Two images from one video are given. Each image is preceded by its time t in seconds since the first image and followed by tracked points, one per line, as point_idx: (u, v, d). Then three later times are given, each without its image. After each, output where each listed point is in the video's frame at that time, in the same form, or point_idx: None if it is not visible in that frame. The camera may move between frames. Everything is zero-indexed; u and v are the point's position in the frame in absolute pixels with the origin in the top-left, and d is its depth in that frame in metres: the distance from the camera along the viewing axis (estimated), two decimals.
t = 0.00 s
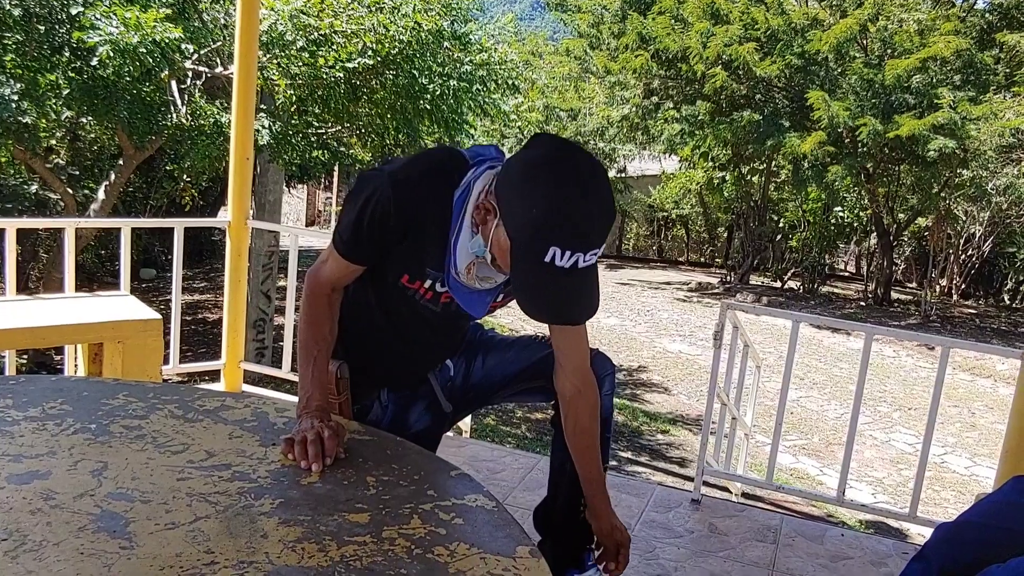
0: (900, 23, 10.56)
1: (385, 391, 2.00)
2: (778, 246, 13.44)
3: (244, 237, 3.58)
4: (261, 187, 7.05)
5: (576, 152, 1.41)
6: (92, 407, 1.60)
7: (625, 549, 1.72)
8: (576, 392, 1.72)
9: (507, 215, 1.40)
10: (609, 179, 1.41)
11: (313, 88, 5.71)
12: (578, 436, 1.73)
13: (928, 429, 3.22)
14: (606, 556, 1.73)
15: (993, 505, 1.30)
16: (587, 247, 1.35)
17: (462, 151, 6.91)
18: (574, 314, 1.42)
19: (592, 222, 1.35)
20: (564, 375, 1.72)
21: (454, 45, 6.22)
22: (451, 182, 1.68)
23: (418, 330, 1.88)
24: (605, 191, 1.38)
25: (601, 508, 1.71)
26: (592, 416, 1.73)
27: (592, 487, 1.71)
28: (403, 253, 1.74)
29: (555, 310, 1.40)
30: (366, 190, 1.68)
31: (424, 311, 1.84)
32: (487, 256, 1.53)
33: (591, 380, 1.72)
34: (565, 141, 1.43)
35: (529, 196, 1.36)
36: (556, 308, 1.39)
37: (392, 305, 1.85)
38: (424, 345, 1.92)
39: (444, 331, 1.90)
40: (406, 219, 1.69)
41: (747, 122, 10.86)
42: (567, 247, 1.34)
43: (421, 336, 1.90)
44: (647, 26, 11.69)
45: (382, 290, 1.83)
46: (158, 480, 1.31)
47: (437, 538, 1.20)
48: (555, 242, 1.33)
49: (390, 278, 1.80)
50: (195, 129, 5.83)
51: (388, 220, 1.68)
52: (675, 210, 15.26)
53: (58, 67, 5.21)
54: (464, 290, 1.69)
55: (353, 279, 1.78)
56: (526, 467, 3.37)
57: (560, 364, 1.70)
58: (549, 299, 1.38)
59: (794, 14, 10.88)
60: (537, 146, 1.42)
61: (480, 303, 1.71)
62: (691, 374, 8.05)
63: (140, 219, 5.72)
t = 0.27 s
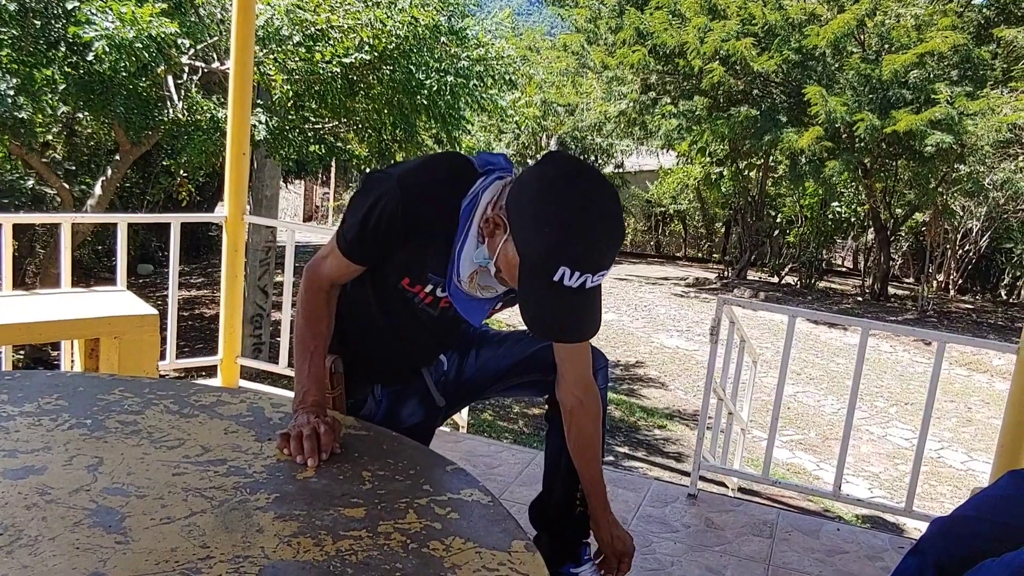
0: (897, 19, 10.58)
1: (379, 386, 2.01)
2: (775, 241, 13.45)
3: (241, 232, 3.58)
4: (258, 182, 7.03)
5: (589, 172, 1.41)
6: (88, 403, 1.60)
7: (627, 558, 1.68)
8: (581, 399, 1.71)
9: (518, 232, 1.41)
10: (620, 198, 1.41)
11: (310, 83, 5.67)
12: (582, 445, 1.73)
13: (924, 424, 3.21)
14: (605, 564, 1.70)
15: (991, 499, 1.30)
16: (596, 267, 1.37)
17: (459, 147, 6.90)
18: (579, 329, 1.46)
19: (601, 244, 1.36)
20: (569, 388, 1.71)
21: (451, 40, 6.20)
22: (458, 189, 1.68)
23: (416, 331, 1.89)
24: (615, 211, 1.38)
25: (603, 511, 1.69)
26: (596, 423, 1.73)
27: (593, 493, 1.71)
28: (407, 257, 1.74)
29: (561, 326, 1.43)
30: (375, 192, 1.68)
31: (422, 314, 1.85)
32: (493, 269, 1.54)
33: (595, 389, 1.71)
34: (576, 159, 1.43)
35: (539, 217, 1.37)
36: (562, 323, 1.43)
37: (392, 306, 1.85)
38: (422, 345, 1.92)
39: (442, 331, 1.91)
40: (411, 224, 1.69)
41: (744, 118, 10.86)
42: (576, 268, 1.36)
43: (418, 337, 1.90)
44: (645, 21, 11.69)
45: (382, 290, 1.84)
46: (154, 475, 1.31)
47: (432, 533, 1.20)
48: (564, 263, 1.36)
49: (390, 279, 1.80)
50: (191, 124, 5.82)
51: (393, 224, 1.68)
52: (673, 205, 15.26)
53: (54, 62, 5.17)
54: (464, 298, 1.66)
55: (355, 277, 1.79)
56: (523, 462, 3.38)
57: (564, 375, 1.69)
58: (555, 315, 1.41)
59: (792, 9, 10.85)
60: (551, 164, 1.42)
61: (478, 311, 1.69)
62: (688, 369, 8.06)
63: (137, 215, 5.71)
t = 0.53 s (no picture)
0: (894, 14, 10.58)
1: (378, 381, 2.00)
2: (772, 237, 13.46)
3: (238, 228, 3.57)
4: (255, 179, 7.02)
5: (595, 166, 1.42)
6: (84, 399, 1.60)
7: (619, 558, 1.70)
8: (576, 394, 1.72)
9: (524, 225, 1.42)
10: (625, 191, 1.43)
11: (306, 80, 5.67)
12: (577, 441, 1.74)
13: (920, 420, 3.21)
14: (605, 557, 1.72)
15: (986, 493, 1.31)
16: (603, 259, 1.39)
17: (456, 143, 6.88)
18: (586, 322, 1.46)
19: (607, 236, 1.38)
20: (566, 382, 1.70)
21: (448, 36, 6.17)
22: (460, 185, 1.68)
23: (416, 326, 1.89)
24: (621, 204, 1.40)
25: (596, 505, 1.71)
26: (592, 419, 1.74)
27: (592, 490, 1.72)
28: (408, 253, 1.74)
29: (570, 319, 1.44)
30: (376, 189, 1.68)
31: (422, 310, 1.85)
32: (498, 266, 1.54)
33: (590, 383, 1.71)
34: (576, 152, 1.44)
35: (545, 210, 1.38)
36: (571, 315, 1.43)
37: (393, 302, 1.85)
38: (422, 341, 1.93)
39: (442, 327, 1.91)
40: (412, 221, 1.69)
41: (741, 114, 10.86)
42: (585, 260, 1.37)
43: (421, 333, 1.90)
44: (642, 17, 11.69)
45: (382, 286, 1.84)
46: (150, 471, 1.31)
47: (427, 528, 1.20)
48: (573, 255, 1.37)
49: (391, 275, 1.80)
50: (188, 121, 5.80)
51: (396, 221, 1.68)
52: (670, 201, 15.26)
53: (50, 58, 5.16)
54: (467, 295, 1.66)
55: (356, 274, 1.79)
56: (520, 458, 3.38)
57: (561, 371, 1.69)
58: (563, 307, 1.42)
59: (789, 5, 10.83)
60: (558, 157, 1.43)
61: (481, 308, 1.68)
62: (685, 365, 8.07)
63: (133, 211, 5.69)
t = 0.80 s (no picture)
0: (891, 12, 10.60)
1: (375, 378, 2.00)
2: (770, 234, 13.47)
3: (236, 225, 3.57)
4: (252, 176, 7.02)
5: (598, 169, 1.43)
6: (82, 397, 1.60)
7: (616, 567, 1.66)
8: (578, 395, 1.70)
9: (527, 228, 1.43)
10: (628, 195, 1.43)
11: (304, 77, 5.67)
12: (579, 443, 1.73)
13: (917, 417, 3.21)
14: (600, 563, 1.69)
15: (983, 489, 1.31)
16: (607, 263, 1.39)
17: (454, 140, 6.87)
18: (590, 324, 1.46)
19: (609, 238, 1.37)
20: (567, 384, 1.69)
21: (446, 34, 6.17)
22: (460, 185, 1.68)
23: (414, 325, 1.89)
24: (625, 207, 1.40)
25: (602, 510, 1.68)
26: (594, 422, 1.72)
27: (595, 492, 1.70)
28: (408, 252, 1.74)
29: (575, 323, 1.44)
30: (378, 188, 1.67)
31: (421, 310, 1.85)
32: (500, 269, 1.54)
33: (592, 386, 1.70)
34: (579, 155, 1.45)
35: (547, 213, 1.38)
36: (575, 319, 1.43)
37: (392, 301, 1.85)
38: (420, 340, 1.93)
39: (440, 326, 1.91)
40: (413, 221, 1.68)
41: (738, 111, 10.87)
42: (589, 263, 1.37)
43: (419, 331, 1.91)
44: (639, 14, 11.69)
45: (381, 284, 1.84)
46: (147, 468, 1.31)
47: (424, 525, 1.21)
48: (576, 258, 1.37)
49: (391, 275, 1.80)
50: (185, 118, 5.78)
51: (397, 221, 1.68)
52: (667, 199, 15.26)
53: (47, 56, 5.17)
54: (467, 295, 1.66)
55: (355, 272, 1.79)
56: (517, 456, 3.38)
57: (564, 371, 1.68)
58: (566, 310, 1.42)
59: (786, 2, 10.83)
60: (562, 160, 1.43)
61: (480, 309, 1.69)
62: (683, 362, 8.08)
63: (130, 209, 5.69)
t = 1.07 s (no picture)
0: (890, 9, 10.60)
1: (375, 375, 2.00)
2: (769, 232, 13.46)
3: (234, 223, 3.57)
4: (251, 174, 7.02)
5: (602, 166, 1.44)
6: (82, 395, 1.60)
7: (628, 560, 1.70)
8: (587, 393, 1.71)
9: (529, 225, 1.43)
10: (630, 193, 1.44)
11: (303, 75, 5.67)
12: (589, 440, 1.74)
13: (915, 414, 3.20)
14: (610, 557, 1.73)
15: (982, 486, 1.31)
16: (610, 260, 1.40)
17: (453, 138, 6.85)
18: (592, 321, 1.47)
19: (609, 236, 1.39)
20: (576, 381, 1.69)
21: (444, 31, 6.16)
22: (462, 183, 1.68)
23: (415, 323, 1.89)
24: (627, 206, 1.42)
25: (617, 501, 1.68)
26: (603, 419, 1.73)
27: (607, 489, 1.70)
28: (410, 251, 1.74)
29: (577, 321, 1.45)
30: (380, 187, 1.67)
31: (422, 308, 1.85)
32: (503, 268, 1.54)
33: (600, 384, 1.70)
34: (580, 152, 1.45)
35: (549, 212, 1.39)
36: (578, 316, 1.44)
37: (393, 299, 1.85)
38: (421, 337, 1.93)
39: (441, 324, 1.91)
40: (415, 219, 1.68)
41: (737, 109, 10.86)
42: (592, 261, 1.38)
43: (420, 329, 1.91)
44: (638, 12, 11.68)
45: (382, 282, 1.83)
46: (148, 466, 1.31)
47: (425, 523, 1.21)
48: (580, 256, 1.38)
49: (392, 273, 1.80)
50: (183, 116, 5.77)
51: (399, 219, 1.68)
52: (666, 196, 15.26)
53: (45, 53, 5.16)
54: (468, 293, 1.66)
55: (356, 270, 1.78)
56: (517, 453, 3.38)
57: (573, 369, 1.67)
58: (567, 307, 1.43)
59: None
60: (565, 157, 1.44)
61: (481, 308, 1.69)
62: (682, 360, 8.08)
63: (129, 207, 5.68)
